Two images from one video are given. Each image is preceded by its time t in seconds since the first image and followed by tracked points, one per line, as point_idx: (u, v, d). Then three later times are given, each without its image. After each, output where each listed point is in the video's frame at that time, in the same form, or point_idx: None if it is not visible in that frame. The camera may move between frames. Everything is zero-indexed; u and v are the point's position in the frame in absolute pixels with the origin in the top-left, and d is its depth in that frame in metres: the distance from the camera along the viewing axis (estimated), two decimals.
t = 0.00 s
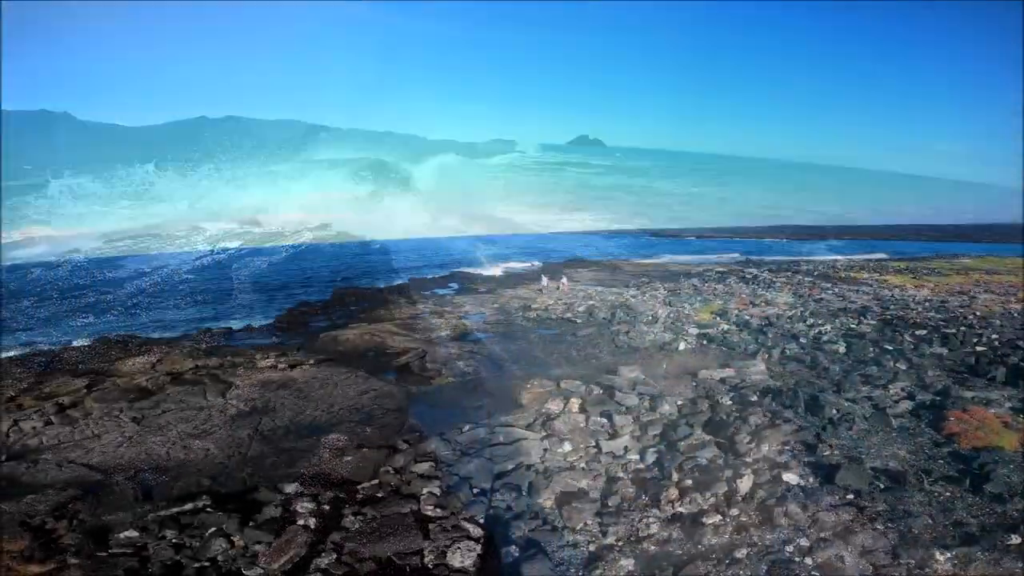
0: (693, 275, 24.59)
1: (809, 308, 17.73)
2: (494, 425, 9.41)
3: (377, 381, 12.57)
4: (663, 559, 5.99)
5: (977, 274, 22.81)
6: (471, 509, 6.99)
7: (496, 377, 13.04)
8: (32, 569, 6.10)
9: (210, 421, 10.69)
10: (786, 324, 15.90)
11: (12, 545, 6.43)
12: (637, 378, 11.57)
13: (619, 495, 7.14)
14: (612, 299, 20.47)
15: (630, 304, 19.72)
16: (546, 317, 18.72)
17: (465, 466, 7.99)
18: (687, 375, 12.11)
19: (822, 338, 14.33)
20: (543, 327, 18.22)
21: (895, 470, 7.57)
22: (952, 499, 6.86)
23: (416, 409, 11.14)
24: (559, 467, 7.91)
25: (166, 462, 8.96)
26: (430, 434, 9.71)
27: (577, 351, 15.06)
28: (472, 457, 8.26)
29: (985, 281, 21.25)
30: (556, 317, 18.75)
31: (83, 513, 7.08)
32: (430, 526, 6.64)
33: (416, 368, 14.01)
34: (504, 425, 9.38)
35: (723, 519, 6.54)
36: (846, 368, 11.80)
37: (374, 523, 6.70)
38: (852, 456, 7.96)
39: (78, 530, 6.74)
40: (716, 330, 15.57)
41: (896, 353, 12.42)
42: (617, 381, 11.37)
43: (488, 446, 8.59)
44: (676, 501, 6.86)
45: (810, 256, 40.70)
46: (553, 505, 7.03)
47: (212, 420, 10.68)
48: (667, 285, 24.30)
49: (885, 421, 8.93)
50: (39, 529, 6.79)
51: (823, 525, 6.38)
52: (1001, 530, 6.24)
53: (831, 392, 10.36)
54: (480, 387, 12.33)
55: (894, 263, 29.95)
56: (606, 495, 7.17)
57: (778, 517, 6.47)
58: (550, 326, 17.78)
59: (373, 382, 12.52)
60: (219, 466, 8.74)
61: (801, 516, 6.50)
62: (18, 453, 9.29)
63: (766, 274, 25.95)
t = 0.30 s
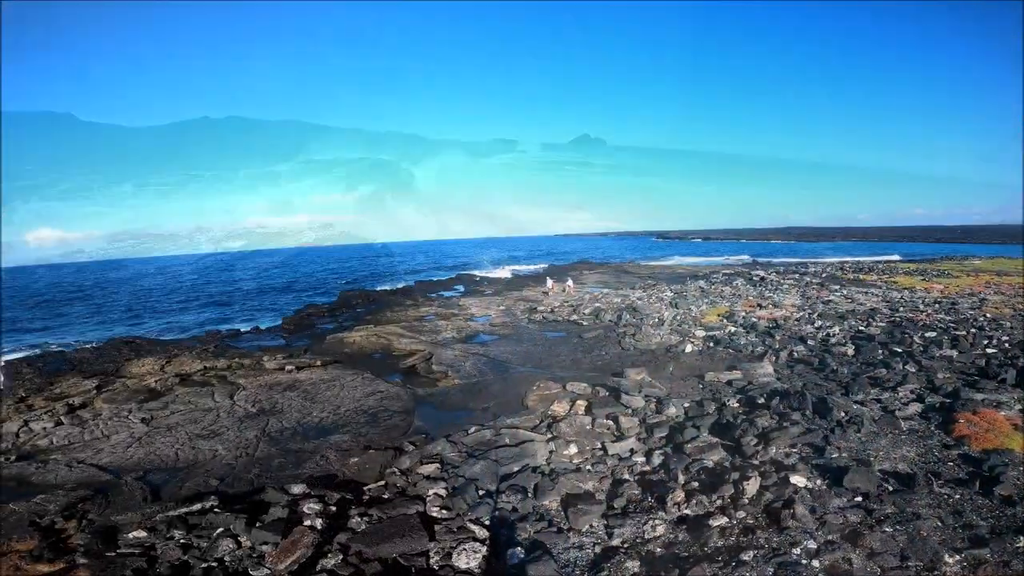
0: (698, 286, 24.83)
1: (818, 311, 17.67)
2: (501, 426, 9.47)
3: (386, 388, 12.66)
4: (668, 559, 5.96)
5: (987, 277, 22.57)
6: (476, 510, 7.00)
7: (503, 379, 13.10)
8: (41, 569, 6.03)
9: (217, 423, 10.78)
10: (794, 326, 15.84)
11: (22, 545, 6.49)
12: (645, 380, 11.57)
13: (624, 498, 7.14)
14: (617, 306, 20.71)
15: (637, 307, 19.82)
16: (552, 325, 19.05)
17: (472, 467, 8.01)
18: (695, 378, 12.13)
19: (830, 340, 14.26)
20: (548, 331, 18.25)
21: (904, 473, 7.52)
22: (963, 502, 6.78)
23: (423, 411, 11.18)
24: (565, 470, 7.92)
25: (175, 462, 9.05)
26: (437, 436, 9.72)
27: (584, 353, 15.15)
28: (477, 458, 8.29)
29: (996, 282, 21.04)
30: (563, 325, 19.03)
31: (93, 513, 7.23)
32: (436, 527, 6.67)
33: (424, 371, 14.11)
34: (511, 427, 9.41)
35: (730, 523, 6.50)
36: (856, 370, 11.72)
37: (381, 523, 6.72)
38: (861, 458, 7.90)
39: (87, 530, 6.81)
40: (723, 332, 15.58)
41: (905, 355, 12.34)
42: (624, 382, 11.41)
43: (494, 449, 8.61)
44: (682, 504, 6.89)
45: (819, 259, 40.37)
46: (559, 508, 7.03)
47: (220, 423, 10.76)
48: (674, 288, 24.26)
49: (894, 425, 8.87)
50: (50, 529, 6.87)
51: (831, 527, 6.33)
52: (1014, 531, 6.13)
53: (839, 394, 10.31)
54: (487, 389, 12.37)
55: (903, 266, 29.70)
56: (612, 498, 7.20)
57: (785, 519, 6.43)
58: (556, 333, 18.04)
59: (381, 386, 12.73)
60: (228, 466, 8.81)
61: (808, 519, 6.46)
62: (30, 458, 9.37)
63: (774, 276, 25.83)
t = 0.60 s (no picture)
0: (702, 286, 24.77)
1: (821, 311, 17.65)
2: (505, 427, 9.48)
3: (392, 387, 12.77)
4: (672, 559, 5.97)
5: (993, 277, 22.45)
6: (481, 510, 7.01)
7: (506, 379, 13.17)
8: (47, 569, 6.07)
9: (222, 424, 10.83)
10: (798, 326, 15.79)
11: (29, 545, 6.54)
12: (647, 380, 11.63)
13: (628, 499, 7.14)
14: (621, 307, 20.72)
15: (639, 308, 19.88)
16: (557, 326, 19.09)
17: (475, 467, 8.04)
18: (697, 378, 12.16)
19: (835, 340, 14.20)
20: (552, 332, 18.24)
21: (909, 473, 7.50)
22: (968, 501, 6.75)
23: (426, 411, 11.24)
24: (569, 471, 7.94)
25: (181, 463, 9.11)
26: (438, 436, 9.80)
27: (587, 353, 15.17)
28: (481, 459, 8.32)
29: (1002, 282, 20.90)
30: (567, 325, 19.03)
31: (100, 514, 7.30)
32: (440, 527, 6.70)
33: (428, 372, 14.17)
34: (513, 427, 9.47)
35: (733, 523, 6.51)
36: (857, 370, 11.73)
37: (384, 524, 6.75)
38: (866, 458, 7.88)
39: (93, 530, 6.85)
40: (727, 333, 15.59)
41: (910, 355, 12.29)
42: (628, 382, 11.42)
43: (497, 448, 8.67)
44: (686, 505, 6.89)
45: (823, 259, 40.23)
46: (563, 508, 7.05)
47: (225, 424, 10.81)
48: (678, 289, 24.21)
49: (898, 425, 8.85)
50: (57, 530, 6.92)
51: (835, 527, 6.32)
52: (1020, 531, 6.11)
53: (842, 394, 10.30)
54: (490, 389, 12.45)
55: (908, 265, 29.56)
56: (616, 498, 7.22)
57: (789, 519, 6.43)
58: (560, 333, 18.06)
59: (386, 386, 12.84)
60: (233, 466, 8.86)
61: (813, 519, 6.43)
62: (37, 459, 9.45)
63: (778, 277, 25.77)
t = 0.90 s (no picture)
0: (703, 285, 24.76)
1: (822, 310, 17.63)
2: (506, 428, 9.49)
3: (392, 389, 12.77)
4: (673, 559, 5.97)
5: (993, 276, 22.44)
6: (482, 510, 7.02)
7: (508, 379, 13.17)
8: (50, 570, 6.08)
9: (224, 425, 10.85)
10: (799, 326, 15.77)
11: (31, 547, 6.56)
12: (649, 380, 11.61)
13: (629, 499, 7.15)
14: (622, 307, 20.74)
15: (641, 307, 19.89)
16: (557, 326, 19.12)
17: (477, 467, 8.03)
18: (699, 378, 12.16)
19: (835, 340, 14.19)
20: (552, 333, 18.24)
21: (910, 472, 7.51)
22: (969, 501, 6.75)
23: (427, 412, 11.23)
24: (569, 471, 7.95)
25: (183, 464, 9.13)
26: (441, 437, 9.77)
27: (588, 353, 15.18)
28: (482, 459, 8.33)
29: (1003, 281, 20.87)
30: (568, 326, 19.03)
31: (101, 515, 7.31)
32: (441, 527, 6.70)
33: (428, 372, 14.18)
34: (515, 428, 9.45)
35: (735, 523, 6.50)
36: (859, 370, 11.70)
37: (386, 524, 6.76)
38: (867, 457, 7.88)
39: (95, 532, 6.87)
40: (727, 332, 15.59)
41: (911, 354, 12.28)
42: (629, 382, 11.42)
43: (499, 449, 8.65)
44: (687, 504, 6.90)
45: (824, 259, 40.23)
46: (564, 509, 7.06)
47: (226, 426, 10.82)
48: (678, 289, 24.20)
49: (899, 425, 8.84)
50: (58, 531, 6.94)
51: (836, 527, 6.32)
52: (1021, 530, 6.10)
53: (844, 394, 10.29)
54: (491, 389, 12.45)
55: (908, 264, 29.54)
56: (617, 498, 7.23)
57: (790, 519, 6.43)
58: (561, 333, 18.07)
59: (386, 387, 12.82)
60: (234, 468, 8.88)
61: (814, 519, 6.43)
62: (38, 461, 9.47)
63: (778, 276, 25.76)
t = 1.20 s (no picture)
0: (704, 285, 24.78)
1: (823, 310, 17.64)
2: (506, 428, 9.50)
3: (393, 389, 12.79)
4: (673, 559, 5.97)
5: (994, 276, 22.43)
6: (482, 510, 7.02)
7: (509, 379, 13.19)
8: (50, 570, 6.08)
9: (225, 425, 10.86)
10: (799, 326, 15.76)
11: (32, 546, 6.56)
12: (649, 380, 11.62)
13: (629, 500, 7.15)
14: (623, 307, 20.76)
15: (641, 307, 19.89)
16: (558, 326, 19.13)
17: (477, 467, 8.04)
18: (699, 378, 12.18)
19: (836, 340, 14.18)
20: (553, 333, 18.24)
21: (911, 473, 7.50)
22: (969, 501, 6.75)
23: (428, 412, 11.25)
24: (570, 471, 7.96)
25: (183, 464, 9.15)
26: (441, 437, 9.79)
27: (588, 354, 15.19)
28: (483, 459, 8.34)
29: (1004, 281, 20.85)
30: (569, 326, 19.04)
31: (102, 515, 7.32)
32: (441, 527, 6.71)
33: (429, 373, 14.20)
34: (516, 428, 9.45)
35: (735, 523, 6.51)
36: (859, 370, 11.71)
37: (386, 524, 6.78)
38: (867, 457, 7.88)
39: (96, 532, 6.88)
40: (728, 333, 15.60)
41: (911, 354, 12.28)
42: (630, 383, 11.43)
43: (499, 449, 8.66)
44: (687, 505, 6.92)
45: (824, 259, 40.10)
46: (564, 509, 7.07)
47: (227, 426, 10.83)
48: (679, 289, 24.18)
49: (900, 425, 8.83)
50: (59, 531, 6.95)
51: (836, 527, 6.33)
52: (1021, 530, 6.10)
53: (844, 394, 10.29)
54: (492, 389, 12.48)
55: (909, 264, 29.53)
56: (618, 498, 7.23)
57: (791, 519, 6.43)
58: (561, 333, 18.08)
59: (387, 388, 12.84)
60: (235, 468, 8.89)
61: (815, 519, 6.44)
62: (39, 461, 9.49)
63: (779, 277, 25.75)
